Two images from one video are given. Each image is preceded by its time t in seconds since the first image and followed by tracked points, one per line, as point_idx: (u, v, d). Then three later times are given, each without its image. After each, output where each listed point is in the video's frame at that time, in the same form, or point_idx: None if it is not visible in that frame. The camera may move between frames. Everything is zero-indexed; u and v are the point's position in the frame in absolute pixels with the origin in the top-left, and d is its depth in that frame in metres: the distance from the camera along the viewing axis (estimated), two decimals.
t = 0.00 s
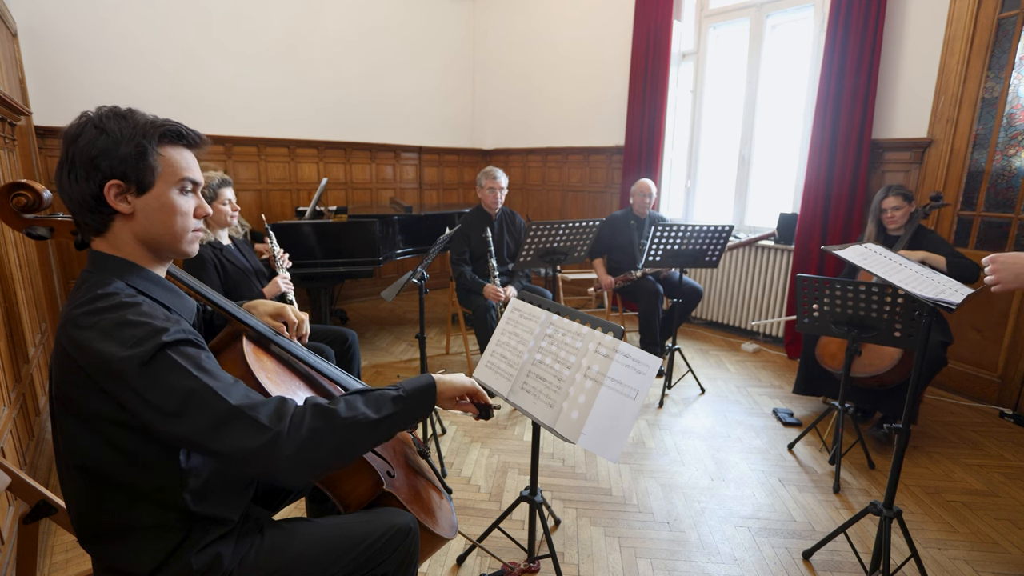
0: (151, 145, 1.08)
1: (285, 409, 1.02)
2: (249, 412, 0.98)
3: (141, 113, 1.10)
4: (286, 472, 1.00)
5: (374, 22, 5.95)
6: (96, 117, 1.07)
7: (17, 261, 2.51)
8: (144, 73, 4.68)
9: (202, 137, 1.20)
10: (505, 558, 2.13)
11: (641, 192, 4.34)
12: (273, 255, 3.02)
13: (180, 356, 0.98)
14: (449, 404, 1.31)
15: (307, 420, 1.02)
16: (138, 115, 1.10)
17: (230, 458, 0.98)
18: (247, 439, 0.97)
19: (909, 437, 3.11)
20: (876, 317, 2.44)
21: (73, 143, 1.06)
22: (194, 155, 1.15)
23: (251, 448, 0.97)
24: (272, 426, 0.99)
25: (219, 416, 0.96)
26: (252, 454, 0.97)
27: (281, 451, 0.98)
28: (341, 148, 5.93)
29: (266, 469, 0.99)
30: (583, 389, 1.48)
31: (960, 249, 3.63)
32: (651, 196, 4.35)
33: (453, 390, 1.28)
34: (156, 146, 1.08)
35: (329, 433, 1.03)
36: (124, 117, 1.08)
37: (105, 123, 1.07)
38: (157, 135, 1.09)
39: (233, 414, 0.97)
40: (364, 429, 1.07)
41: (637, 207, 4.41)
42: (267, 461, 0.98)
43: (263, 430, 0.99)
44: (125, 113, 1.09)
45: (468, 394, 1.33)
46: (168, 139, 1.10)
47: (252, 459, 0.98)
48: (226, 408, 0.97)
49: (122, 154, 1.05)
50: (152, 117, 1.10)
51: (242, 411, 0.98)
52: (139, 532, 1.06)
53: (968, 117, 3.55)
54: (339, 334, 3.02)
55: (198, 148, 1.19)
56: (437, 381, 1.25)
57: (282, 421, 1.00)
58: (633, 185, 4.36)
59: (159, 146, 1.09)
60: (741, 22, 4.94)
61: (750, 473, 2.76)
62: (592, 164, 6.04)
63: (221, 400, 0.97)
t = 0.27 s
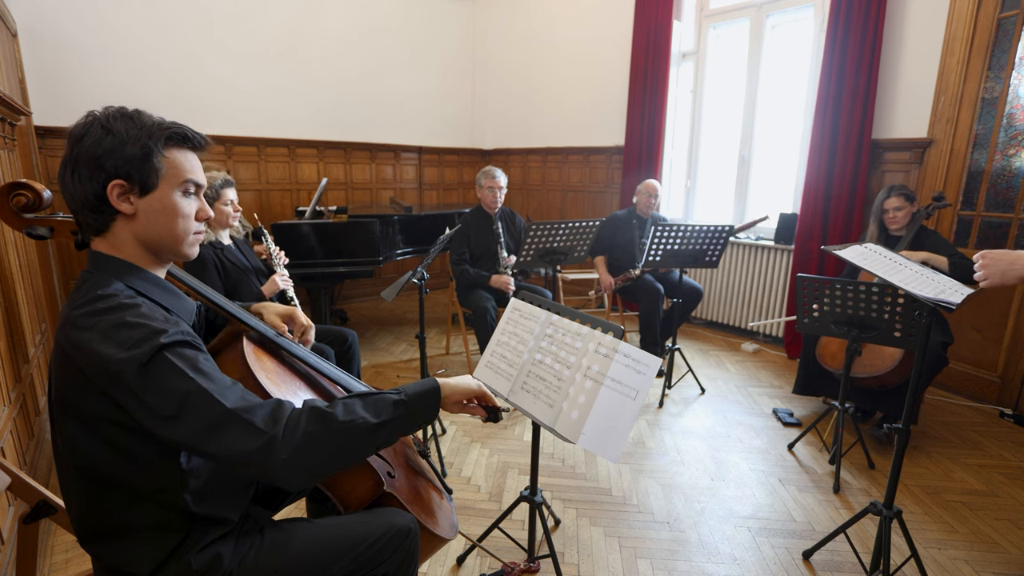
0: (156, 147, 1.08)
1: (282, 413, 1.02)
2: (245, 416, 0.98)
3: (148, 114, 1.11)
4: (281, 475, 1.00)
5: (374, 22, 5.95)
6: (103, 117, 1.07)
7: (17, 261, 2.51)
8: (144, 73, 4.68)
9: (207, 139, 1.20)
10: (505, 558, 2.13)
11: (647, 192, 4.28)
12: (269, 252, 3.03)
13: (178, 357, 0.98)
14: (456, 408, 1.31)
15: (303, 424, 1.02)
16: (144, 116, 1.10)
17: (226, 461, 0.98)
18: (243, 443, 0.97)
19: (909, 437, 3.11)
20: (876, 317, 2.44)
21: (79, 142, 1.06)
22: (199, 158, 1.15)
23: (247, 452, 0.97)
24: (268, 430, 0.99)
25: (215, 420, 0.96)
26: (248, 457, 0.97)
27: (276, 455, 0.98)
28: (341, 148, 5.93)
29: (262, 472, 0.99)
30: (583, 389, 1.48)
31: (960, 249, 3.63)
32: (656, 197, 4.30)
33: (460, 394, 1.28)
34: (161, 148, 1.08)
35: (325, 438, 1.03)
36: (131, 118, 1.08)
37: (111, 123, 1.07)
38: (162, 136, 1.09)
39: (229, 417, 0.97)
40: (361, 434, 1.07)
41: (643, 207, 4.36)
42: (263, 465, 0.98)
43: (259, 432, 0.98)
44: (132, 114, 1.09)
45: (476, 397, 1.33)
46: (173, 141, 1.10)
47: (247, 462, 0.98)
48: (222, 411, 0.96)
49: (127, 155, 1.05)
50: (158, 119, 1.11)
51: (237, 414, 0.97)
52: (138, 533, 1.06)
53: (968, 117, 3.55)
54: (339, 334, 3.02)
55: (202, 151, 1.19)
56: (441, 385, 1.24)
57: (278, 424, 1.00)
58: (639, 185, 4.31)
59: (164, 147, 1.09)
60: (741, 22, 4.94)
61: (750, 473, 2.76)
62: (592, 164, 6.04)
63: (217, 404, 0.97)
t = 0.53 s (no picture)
0: (166, 149, 1.08)
1: (279, 416, 1.00)
2: (240, 420, 0.96)
3: (160, 116, 1.11)
4: (277, 481, 0.98)
5: (374, 22, 5.95)
6: (114, 117, 1.07)
7: (17, 261, 2.51)
8: (144, 73, 4.68)
9: (217, 143, 1.20)
10: (505, 558, 2.13)
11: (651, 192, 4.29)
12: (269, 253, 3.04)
13: (176, 361, 0.97)
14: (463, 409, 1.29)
15: (300, 428, 1.00)
16: (155, 118, 1.10)
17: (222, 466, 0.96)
18: (238, 448, 0.95)
19: (909, 437, 3.11)
20: (876, 317, 2.44)
21: (89, 141, 1.06)
22: (208, 162, 1.15)
23: (242, 457, 0.95)
24: (263, 435, 0.97)
25: (211, 424, 0.95)
26: (243, 463, 0.95)
27: (272, 460, 0.96)
28: (341, 148, 5.93)
29: (257, 478, 0.97)
30: (583, 389, 1.48)
31: (960, 249, 3.63)
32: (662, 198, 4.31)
33: (466, 397, 1.26)
34: (171, 151, 1.08)
35: (321, 442, 1.01)
36: (142, 119, 1.08)
37: (122, 123, 1.07)
38: (173, 140, 1.09)
39: (225, 422, 0.95)
40: (360, 438, 1.04)
41: (647, 208, 4.37)
42: (258, 470, 0.96)
43: (255, 436, 0.97)
44: (143, 115, 1.09)
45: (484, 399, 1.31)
46: (183, 144, 1.10)
47: (243, 467, 0.96)
48: (218, 416, 0.95)
49: (137, 157, 1.05)
50: (170, 121, 1.10)
51: (234, 418, 0.96)
52: (139, 535, 1.07)
53: (968, 117, 3.55)
54: (340, 334, 3.02)
55: (211, 154, 1.19)
56: (444, 390, 1.21)
57: (274, 429, 0.98)
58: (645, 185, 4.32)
59: (175, 151, 1.09)
60: (741, 22, 4.94)
61: (750, 473, 2.76)
62: (592, 164, 6.04)
63: (213, 408, 0.95)
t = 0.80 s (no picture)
0: (178, 156, 1.07)
1: (278, 413, 1.00)
2: (238, 417, 0.96)
3: (174, 120, 1.11)
4: (274, 479, 0.96)
5: (374, 21, 5.95)
6: (129, 119, 1.08)
7: (17, 261, 2.51)
8: (144, 73, 4.68)
9: (228, 150, 1.20)
10: (505, 558, 2.13)
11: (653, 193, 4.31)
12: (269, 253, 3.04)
13: (177, 359, 0.97)
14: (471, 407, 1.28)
15: (298, 424, 0.99)
16: (170, 122, 1.10)
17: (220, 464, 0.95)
18: (235, 445, 0.94)
19: (909, 437, 3.11)
20: (876, 317, 2.44)
21: (101, 142, 1.06)
22: (218, 169, 1.15)
23: (239, 454, 0.94)
24: (260, 432, 0.96)
25: (209, 421, 0.94)
26: (239, 460, 0.94)
27: (269, 456, 0.95)
28: (341, 148, 5.93)
29: (253, 476, 0.96)
30: (583, 389, 1.48)
31: (960, 249, 3.63)
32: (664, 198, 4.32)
33: (471, 395, 1.25)
34: (183, 157, 1.08)
35: (319, 438, 0.99)
36: (156, 123, 1.09)
37: (136, 126, 1.07)
38: (185, 146, 1.09)
39: (223, 419, 0.94)
40: (359, 435, 1.03)
41: (648, 207, 4.37)
42: (255, 467, 0.95)
43: (253, 433, 0.96)
44: (158, 119, 1.09)
45: (490, 396, 1.31)
46: (195, 150, 1.10)
47: (238, 464, 0.95)
48: (215, 413, 0.94)
49: (148, 161, 1.05)
50: (184, 126, 1.10)
51: (233, 415, 0.95)
52: (139, 536, 1.06)
53: (968, 116, 3.55)
54: (340, 334, 3.02)
55: (221, 160, 1.18)
56: (447, 387, 1.19)
57: (273, 425, 0.97)
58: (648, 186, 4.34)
59: (186, 157, 1.09)
60: (741, 22, 4.94)
61: (750, 473, 2.76)
62: (592, 164, 6.05)
63: (212, 406, 0.94)
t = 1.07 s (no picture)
0: (171, 149, 1.08)
1: (267, 380, 0.98)
2: (228, 381, 0.94)
3: (164, 117, 1.11)
4: (257, 442, 0.93)
5: (374, 21, 5.95)
6: (119, 117, 1.08)
7: (17, 261, 2.51)
8: (144, 73, 4.69)
9: (219, 145, 1.20)
10: (505, 558, 2.13)
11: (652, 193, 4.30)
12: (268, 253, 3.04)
13: (171, 337, 0.96)
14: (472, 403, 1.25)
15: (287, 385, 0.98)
16: (160, 119, 1.11)
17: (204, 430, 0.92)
18: (220, 406, 0.92)
19: (909, 437, 3.11)
20: (876, 317, 2.44)
21: (94, 141, 1.06)
22: (210, 163, 1.16)
23: (222, 414, 0.92)
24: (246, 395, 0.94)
25: (196, 387, 0.92)
26: (223, 420, 0.92)
27: (252, 414, 0.93)
28: (341, 148, 5.93)
29: (235, 437, 0.93)
30: (583, 389, 1.48)
31: (961, 249, 3.63)
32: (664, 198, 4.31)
33: (471, 388, 1.22)
34: (175, 151, 1.09)
35: (307, 399, 0.97)
36: (147, 120, 1.09)
37: (127, 123, 1.07)
38: (176, 140, 1.09)
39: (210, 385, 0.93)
40: (349, 403, 1.00)
41: (647, 208, 4.37)
42: (239, 427, 0.92)
43: (238, 398, 0.93)
44: (148, 115, 1.09)
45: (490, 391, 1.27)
46: (185, 144, 1.11)
47: (221, 425, 0.92)
48: (203, 378, 0.93)
49: (142, 155, 1.06)
50: (174, 121, 1.11)
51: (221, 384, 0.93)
52: (142, 531, 1.07)
53: (968, 117, 3.55)
54: (340, 334, 3.02)
55: (213, 156, 1.19)
56: (448, 376, 1.17)
57: (260, 389, 0.96)
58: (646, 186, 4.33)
59: (178, 150, 1.09)
60: (741, 22, 4.93)
61: (750, 473, 2.76)
62: (592, 164, 6.05)
63: (201, 374, 0.93)
